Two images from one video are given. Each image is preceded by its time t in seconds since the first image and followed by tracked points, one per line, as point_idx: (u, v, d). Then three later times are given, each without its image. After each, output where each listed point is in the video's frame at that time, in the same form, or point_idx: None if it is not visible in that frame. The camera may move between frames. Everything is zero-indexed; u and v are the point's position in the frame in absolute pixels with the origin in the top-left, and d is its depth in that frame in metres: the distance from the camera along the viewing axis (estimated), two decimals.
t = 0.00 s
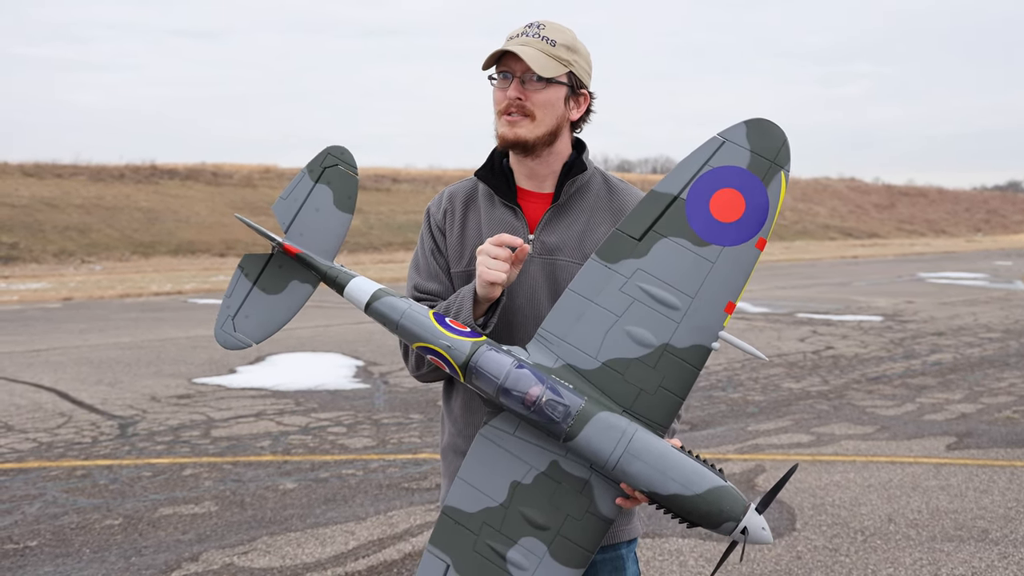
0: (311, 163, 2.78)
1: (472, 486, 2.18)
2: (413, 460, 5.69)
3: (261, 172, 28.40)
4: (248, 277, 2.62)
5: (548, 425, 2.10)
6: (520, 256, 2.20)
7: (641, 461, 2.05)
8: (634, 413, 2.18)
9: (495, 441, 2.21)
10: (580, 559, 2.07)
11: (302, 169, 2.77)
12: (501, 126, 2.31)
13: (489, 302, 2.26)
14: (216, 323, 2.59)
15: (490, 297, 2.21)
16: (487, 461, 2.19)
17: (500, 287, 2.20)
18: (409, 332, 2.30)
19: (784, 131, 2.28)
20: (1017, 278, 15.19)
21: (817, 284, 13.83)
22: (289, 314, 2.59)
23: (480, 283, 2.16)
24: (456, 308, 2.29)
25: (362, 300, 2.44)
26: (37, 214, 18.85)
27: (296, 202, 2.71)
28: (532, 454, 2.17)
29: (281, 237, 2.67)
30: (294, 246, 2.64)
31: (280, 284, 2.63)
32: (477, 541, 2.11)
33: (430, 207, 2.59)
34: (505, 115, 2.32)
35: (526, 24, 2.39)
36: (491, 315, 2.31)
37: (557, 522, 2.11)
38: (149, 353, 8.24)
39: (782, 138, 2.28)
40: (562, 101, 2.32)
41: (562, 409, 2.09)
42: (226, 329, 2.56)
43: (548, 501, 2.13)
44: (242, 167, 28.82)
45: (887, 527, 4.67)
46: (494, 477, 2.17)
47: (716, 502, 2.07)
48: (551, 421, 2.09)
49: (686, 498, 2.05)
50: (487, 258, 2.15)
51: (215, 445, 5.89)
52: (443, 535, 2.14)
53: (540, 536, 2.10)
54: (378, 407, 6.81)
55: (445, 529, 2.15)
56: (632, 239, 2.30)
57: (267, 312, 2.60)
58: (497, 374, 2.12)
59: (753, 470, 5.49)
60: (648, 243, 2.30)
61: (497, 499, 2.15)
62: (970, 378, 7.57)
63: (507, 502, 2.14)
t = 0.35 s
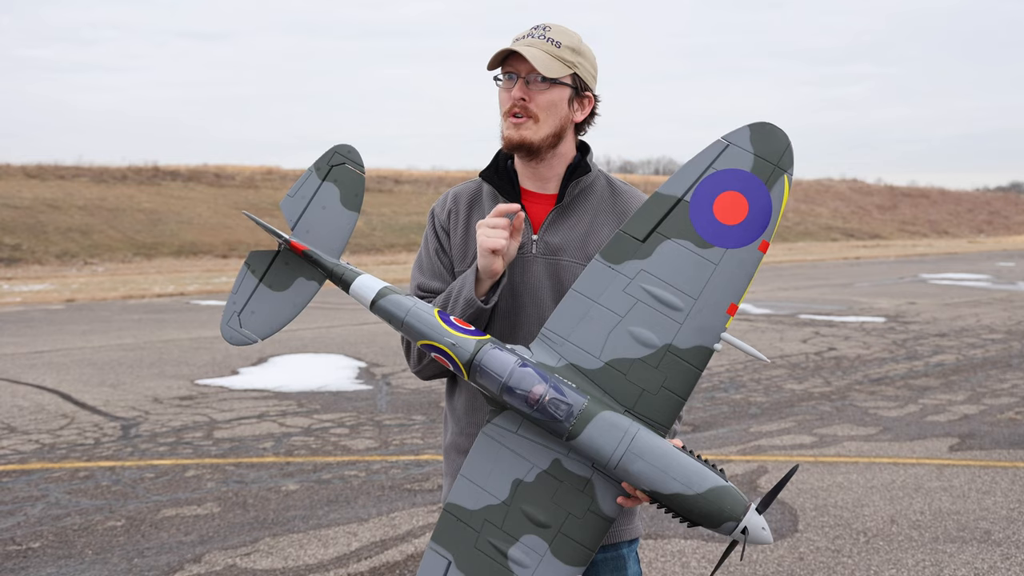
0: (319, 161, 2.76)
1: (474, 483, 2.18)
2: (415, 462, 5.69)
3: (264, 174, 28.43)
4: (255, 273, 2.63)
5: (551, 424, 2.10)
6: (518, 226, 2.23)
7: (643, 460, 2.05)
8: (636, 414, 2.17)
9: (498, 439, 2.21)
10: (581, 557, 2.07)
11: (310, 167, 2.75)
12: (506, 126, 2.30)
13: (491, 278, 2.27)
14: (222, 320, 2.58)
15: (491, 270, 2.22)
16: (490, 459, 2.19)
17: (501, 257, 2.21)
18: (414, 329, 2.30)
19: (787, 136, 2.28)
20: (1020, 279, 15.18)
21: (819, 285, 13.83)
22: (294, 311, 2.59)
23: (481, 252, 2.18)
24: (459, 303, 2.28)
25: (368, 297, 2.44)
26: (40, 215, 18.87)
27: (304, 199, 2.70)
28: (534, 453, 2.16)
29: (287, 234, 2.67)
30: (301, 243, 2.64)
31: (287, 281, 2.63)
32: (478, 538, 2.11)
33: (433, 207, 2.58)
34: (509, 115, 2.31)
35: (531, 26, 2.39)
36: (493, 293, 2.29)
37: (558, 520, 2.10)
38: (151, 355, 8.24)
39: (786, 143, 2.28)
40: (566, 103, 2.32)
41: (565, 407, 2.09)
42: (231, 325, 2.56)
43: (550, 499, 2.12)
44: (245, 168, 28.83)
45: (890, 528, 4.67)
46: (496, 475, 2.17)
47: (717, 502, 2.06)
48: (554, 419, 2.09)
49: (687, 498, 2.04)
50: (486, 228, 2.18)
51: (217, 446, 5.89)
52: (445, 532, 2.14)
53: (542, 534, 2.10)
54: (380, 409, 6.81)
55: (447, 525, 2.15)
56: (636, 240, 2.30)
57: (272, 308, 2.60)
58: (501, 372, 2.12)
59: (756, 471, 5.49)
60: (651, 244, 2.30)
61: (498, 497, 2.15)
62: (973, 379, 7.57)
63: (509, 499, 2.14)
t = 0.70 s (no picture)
0: (323, 158, 2.75)
1: (475, 482, 2.18)
2: (417, 462, 5.69)
3: (266, 175, 28.44)
4: (258, 270, 2.61)
5: (552, 422, 2.10)
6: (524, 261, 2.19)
7: (644, 459, 2.05)
8: (636, 413, 2.17)
9: (499, 438, 2.21)
10: (581, 556, 2.07)
11: (314, 164, 2.74)
12: (506, 135, 2.32)
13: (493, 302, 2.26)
14: (224, 316, 2.57)
15: (493, 299, 2.21)
16: (490, 458, 2.19)
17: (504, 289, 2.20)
18: (417, 327, 2.29)
19: (790, 139, 2.28)
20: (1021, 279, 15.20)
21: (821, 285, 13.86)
22: (297, 308, 2.58)
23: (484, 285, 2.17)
24: (462, 303, 2.28)
25: (370, 295, 2.43)
26: (41, 216, 18.87)
27: (307, 197, 2.69)
28: (535, 452, 2.17)
29: (290, 231, 2.66)
30: (304, 240, 2.64)
31: (290, 278, 2.61)
32: (478, 536, 2.11)
33: (436, 209, 2.58)
34: (510, 123, 2.31)
35: (531, 30, 2.38)
36: (496, 314, 2.30)
37: (558, 519, 2.10)
38: (153, 355, 8.24)
39: (789, 145, 2.28)
40: (567, 108, 2.31)
41: (566, 406, 2.09)
42: (234, 321, 2.55)
43: (550, 497, 2.12)
44: (247, 168, 28.84)
45: (891, 528, 4.68)
46: (497, 473, 2.17)
47: (718, 502, 2.06)
48: (555, 417, 2.09)
49: (687, 497, 2.05)
50: (491, 262, 2.16)
51: (219, 447, 5.89)
52: (445, 530, 2.14)
53: (542, 533, 2.10)
54: (382, 409, 6.82)
55: (446, 523, 2.15)
56: (638, 240, 2.30)
57: (275, 305, 2.59)
58: (502, 370, 2.12)
59: (757, 471, 5.49)
60: (654, 245, 2.29)
61: (499, 495, 2.15)
62: (974, 379, 7.58)
63: (509, 498, 2.14)
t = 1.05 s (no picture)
0: (322, 159, 2.74)
1: (475, 482, 2.18)
2: (418, 462, 5.68)
3: (266, 175, 28.43)
4: (258, 271, 2.60)
5: (553, 422, 2.10)
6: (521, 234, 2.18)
7: (644, 458, 2.05)
8: (637, 413, 2.17)
9: (500, 438, 2.21)
10: (582, 556, 2.06)
11: (313, 165, 2.73)
12: (507, 132, 2.32)
13: (494, 284, 2.25)
14: (224, 317, 2.56)
15: (493, 277, 2.19)
16: (491, 458, 2.19)
17: (503, 265, 2.18)
18: (417, 327, 2.29)
19: (790, 137, 2.28)
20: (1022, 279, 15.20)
21: (822, 285, 13.87)
22: (297, 309, 2.57)
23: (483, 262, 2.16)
24: (463, 301, 2.28)
25: (370, 294, 2.43)
26: (41, 216, 18.85)
27: (306, 197, 2.68)
28: (536, 451, 2.16)
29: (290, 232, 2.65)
30: (303, 240, 2.62)
31: (290, 278, 2.60)
32: (479, 536, 2.10)
33: (436, 210, 2.57)
34: (511, 120, 2.31)
35: (533, 28, 2.38)
36: (496, 298, 2.28)
37: (559, 519, 2.10)
38: (153, 356, 8.24)
39: (789, 143, 2.27)
40: (568, 106, 2.31)
41: (567, 405, 2.09)
42: (234, 322, 2.53)
43: (551, 497, 2.12)
44: (248, 169, 28.84)
45: (891, 528, 4.68)
46: (498, 473, 2.17)
47: (719, 500, 2.06)
48: (555, 417, 2.09)
49: (688, 496, 2.04)
50: (488, 236, 2.15)
51: (220, 448, 5.89)
52: (446, 530, 2.13)
53: (543, 533, 2.09)
54: (383, 410, 6.81)
55: (447, 523, 2.14)
56: (638, 239, 2.30)
57: (275, 306, 2.58)
58: (503, 370, 2.11)
59: (758, 471, 5.49)
60: (654, 244, 2.29)
61: (500, 495, 2.14)
62: (974, 379, 7.58)
63: (510, 498, 2.14)
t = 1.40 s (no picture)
0: (324, 158, 2.74)
1: (476, 482, 2.17)
2: (418, 463, 5.68)
3: (267, 175, 28.44)
4: (259, 270, 2.58)
5: (554, 422, 2.09)
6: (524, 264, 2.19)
7: (646, 458, 2.04)
8: (639, 413, 2.16)
9: (501, 437, 2.20)
10: (583, 556, 2.06)
11: (315, 164, 2.72)
12: (507, 145, 2.31)
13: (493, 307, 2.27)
14: (225, 316, 2.53)
15: (494, 305, 2.21)
16: (492, 457, 2.18)
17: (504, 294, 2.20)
18: (417, 327, 2.28)
19: (792, 138, 2.28)
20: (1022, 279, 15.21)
21: (823, 285, 13.87)
22: (299, 308, 2.55)
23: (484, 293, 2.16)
24: (463, 305, 2.28)
25: (372, 294, 2.42)
26: (41, 217, 18.84)
27: (308, 197, 2.68)
28: (537, 451, 2.16)
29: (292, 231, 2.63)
30: (306, 239, 2.61)
31: (292, 277, 2.58)
32: (480, 536, 2.10)
33: (438, 211, 2.57)
34: (511, 132, 2.30)
35: (528, 39, 2.39)
36: (496, 320, 2.32)
37: (560, 519, 2.09)
38: (153, 356, 8.23)
39: (790, 144, 2.28)
40: (567, 116, 2.31)
41: (569, 406, 2.08)
42: (235, 321, 2.51)
43: (552, 497, 2.11)
44: (248, 169, 28.84)
45: (891, 527, 4.68)
46: (499, 473, 2.16)
47: (720, 501, 2.06)
48: (558, 418, 2.08)
49: (690, 497, 2.04)
50: (491, 267, 2.15)
51: (220, 448, 5.89)
52: (446, 529, 2.12)
53: (544, 533, 2.09)
54: (383, 410, 6.81)
55: (448, 523, 2.13)
56: (640, 239, 2.30)
57: (276, 305, 2.56)
58: (505, 370, 2.10)
59: (758, 471, 5.50)
60: (655, 244, 2.29)
61: (501, 495, 2.14)
62: (974, 379, 7.59)
63: (511, 498, 2.13)
